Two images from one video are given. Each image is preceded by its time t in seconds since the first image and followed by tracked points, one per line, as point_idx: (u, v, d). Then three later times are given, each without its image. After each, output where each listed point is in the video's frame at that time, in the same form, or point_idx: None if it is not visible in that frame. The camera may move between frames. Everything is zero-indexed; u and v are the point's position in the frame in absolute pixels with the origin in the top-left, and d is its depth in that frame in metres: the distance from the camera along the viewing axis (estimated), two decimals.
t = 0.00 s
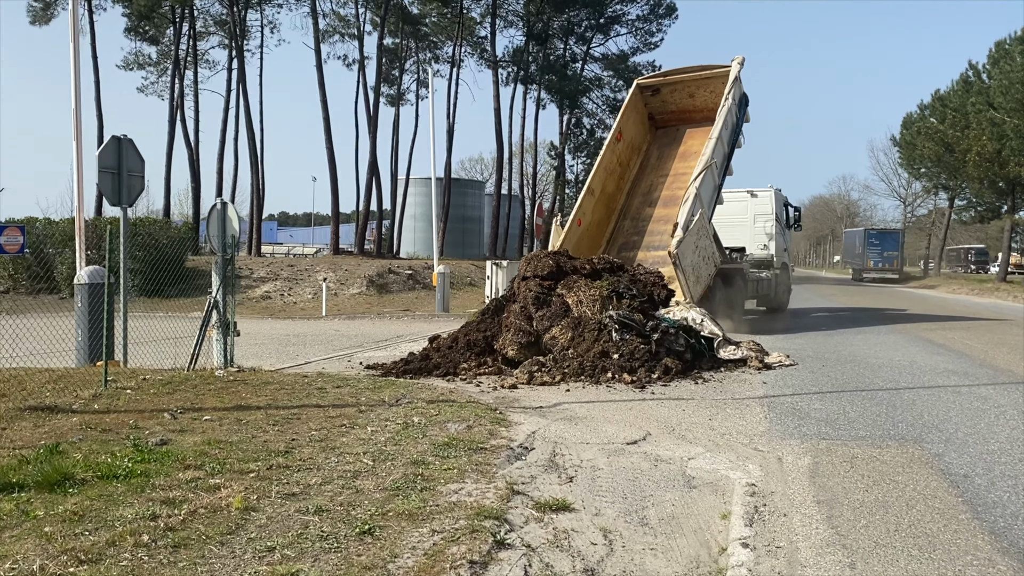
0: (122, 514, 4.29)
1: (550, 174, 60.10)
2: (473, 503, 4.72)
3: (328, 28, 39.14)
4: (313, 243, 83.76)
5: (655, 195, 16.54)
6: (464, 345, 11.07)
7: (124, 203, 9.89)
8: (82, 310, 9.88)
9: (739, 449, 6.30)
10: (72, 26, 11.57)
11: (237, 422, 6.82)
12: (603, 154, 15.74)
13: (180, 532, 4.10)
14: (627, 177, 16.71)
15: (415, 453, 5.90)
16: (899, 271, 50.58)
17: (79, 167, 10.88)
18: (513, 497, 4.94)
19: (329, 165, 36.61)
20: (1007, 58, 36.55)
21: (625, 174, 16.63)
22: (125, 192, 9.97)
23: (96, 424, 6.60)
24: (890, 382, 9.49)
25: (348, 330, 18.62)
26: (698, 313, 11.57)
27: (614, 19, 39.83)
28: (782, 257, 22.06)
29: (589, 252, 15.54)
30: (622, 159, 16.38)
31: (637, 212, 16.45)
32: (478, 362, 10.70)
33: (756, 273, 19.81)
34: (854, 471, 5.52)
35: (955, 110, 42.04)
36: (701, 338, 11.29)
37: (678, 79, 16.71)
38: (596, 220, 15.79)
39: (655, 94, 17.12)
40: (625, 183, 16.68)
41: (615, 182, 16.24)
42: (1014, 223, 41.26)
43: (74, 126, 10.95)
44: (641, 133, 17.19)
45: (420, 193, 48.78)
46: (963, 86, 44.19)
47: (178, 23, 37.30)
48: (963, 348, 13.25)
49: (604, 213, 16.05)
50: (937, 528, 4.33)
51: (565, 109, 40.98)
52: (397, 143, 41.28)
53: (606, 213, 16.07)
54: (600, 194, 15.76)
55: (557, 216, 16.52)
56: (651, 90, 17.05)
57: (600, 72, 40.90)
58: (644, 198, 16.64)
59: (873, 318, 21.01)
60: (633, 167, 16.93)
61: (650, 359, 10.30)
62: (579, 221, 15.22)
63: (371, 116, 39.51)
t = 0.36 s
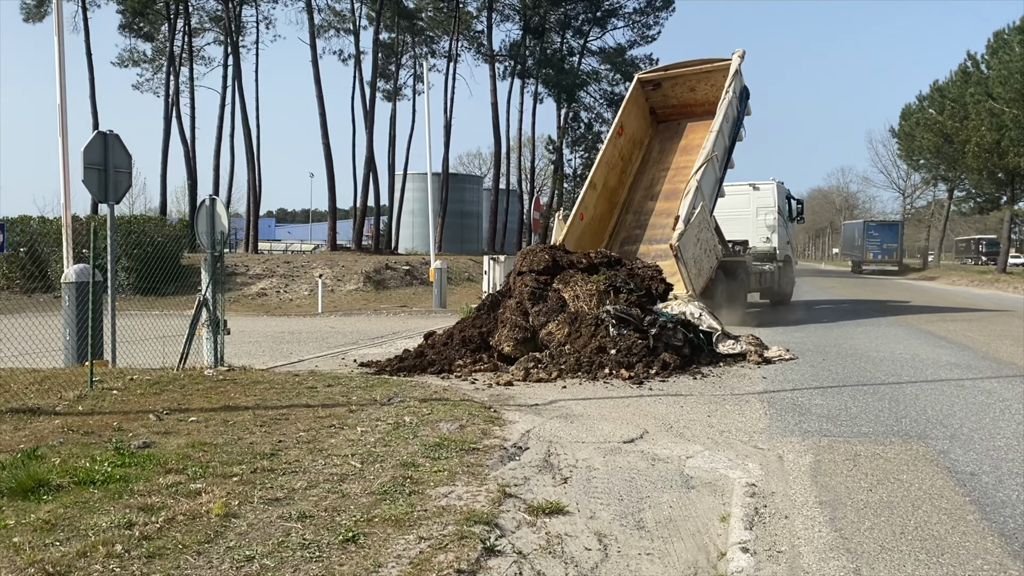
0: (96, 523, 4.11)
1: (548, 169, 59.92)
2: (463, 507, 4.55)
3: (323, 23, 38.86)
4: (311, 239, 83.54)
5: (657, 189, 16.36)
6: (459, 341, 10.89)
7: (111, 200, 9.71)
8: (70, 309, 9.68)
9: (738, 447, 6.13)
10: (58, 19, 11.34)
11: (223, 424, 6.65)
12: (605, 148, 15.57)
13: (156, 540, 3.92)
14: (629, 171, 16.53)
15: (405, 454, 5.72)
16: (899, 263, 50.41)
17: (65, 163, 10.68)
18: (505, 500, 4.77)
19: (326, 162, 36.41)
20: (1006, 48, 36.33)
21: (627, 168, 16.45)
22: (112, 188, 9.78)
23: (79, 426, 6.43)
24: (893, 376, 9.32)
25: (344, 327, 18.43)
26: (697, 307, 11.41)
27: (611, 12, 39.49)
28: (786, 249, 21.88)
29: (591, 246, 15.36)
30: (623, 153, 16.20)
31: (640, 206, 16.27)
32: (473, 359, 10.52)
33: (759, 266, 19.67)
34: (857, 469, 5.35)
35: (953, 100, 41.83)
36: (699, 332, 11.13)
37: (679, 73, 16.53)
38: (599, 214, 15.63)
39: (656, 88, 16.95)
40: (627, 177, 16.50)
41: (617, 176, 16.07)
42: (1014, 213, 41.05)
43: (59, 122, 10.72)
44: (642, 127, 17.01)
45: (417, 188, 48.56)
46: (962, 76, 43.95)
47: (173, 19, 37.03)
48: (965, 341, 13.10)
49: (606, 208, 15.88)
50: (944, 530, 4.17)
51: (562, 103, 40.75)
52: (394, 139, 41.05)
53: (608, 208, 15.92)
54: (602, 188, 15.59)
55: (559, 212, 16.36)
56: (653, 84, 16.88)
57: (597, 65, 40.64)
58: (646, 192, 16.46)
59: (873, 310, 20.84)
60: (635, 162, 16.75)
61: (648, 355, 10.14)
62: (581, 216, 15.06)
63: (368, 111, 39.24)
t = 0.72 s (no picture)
0: (76, 526, 4.01)
1: (547, 163, 59.74)
2: (454, 507, 4.45)
3: (319, 17, 38.64)
4: (309, 235, 83.37)
5: (659, 181, 16.24)
6: (455, 337, 10.78)
7: (100, 196, 9.57)
8: (60, 306, 9.55)
9: (736, 443, 6.03)
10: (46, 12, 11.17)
11: (212, 422, 6.54)
12: (607, 141, 15.46)
13: (136, 545, 3.82)
14: (632, 164, 16.42)
15: (395, 452, 5.61)
16: (898, 254, 50.30)
17: (55, 159, 10.53)
18: (496, 499, 4.67)
19: (323, 157, 36.26)
20: (1005, 37, 36.15)
21: (629, 161, 16.33)
22: (101, 184, 9.63)
23: (65, 426, 6.31)
24: (894, 369, 9.22)
25: (341, 323, 18.30)
26: (694, 301, 11.32)
27: (608, 4, 39.21)
28: (789, 241, 21.78)
29: (593, 239, 15.27)
30: (625, 147, 16.08)
31: (642, 199, 16.16)
32: (469, 354, 10.41)
33: (761, 258, 19.60)
34: (856, 465, 5.26)
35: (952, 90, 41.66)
36: (697, 326, 11.03)
37: (681, 66, 16.40)
38: (601, 208, 15.53)
39: (658, 81, 16.82)
40: (629, 170, 16.38)
41: (620, 170, 15.95)
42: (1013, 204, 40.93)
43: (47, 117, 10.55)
44: (645, 121, 16.88)
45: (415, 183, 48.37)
46: (961, 67, 43.77)
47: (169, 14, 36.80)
48: (965, 332, 12.99)
49: (608, 200, 15.76)
50: (946, 528, 4.06)
51: (560, 96, 40.54)
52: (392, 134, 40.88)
53: (610, 201, 15.81)
54: (604, 181, 15.49)
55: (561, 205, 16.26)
56: (655, 77, 16.76)
57: (596, 58, 40.39)
58: (648, 185, 16.35)
59: (872, 302, 20.73)
60: (637, 154, 16.63)
61: (645, 349, 10.04)
62: (583, 209, 14.96)
63: (365, 106, 39.01)
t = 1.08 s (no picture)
0: (52, 527, 3.93)
1: (546, 155, 59.51)
2: (440, 505, 4.36)
3: (316, 10, 38.44)
4: (309, 229, 83.31)
5: (663, 173, 16.12)
6: (449, 331, 10.68)
7: (90, 190, 9.48)
8: (51, 301, 9.45)
9: (731, 437, 5.94)
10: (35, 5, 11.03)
11: (201, 419, 6.45)
12: (611, 134, 15.32)
13: (113, 546, 3.74)
14: (635, 156, 16.28)
15: (384, 449, 5.52)
16: (899, 245, 50.12)
17: (44, 153, 10.42)
18: (484, 497, 4.58)
19: (322, 151, 36.12)
20: (1006, 26, 35.91)
21: (633, 153, 16.20)
22: (91, 178, 9.54)
23: (51, 423, 6.22)
24: (892, 361, 9.13)
25: (338, 317, 18.20)
26: (691, 293, 11.23)
27: None
28: (792, 233, 21.68)
29: (596, 232, 15.16)
30: (629, 139, 15.94)
31: (646, 191, 16.03)
32: (464, 349, 10.32)
33: (765, 250, 19.53)
34: (852, 459, 5.17)
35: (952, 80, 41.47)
36: (695, 318, 10.94)
37: (685, 58, 16.26)
38: (604, 200, 15.41)
39: (662, 73, 16.66)
40: (633, 162, 16.25)
41: (623, 162, 15.83)
42: (1015, 194, 40.73)
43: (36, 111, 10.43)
44: (648, 113, 16.74)
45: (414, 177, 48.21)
46: (962, 56, 43.50)
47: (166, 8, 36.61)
48: (965, 323, 12.89)
49: (612, 192, 15.64)
50: (943, 524, 3.97)
51: (559, 88, 40.35)
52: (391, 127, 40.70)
53: (614, 193, 15.70)
54: (607, 173, 15.37)
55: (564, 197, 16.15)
56: (659, 69, 16.60)
57: (595, 50, 40.14)
58: (652, 177, 16.23)
59: (873, 292, 20.60)
60: (641, 146, 16.50)
61: (641, 342, 9.93)
62: (586, 201, 14.85)
63: (363, 99, 38.81)
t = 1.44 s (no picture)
0: (40, 524, 3.90)
1: (549, 149, 59.36)
2: (431, 501, 4.32)
3: (318, 4, 38.30)
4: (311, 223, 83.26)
5: (670, 167, 16.05)
6: (448, 325, 10.64)
7: (85, 185, 9.43)
8: (48, 296, 9.42)
9: (727, 431, 5.89)
10: None
11: (195, 414, 6.43)
12: (618, 127, 15.26)
13: (99, 543, 3.71)
14: (642, 149, 16.21)
15: (377, 444, 5.48)
16: (903, 237, 49.91)
17: (40, 149, 10.37)
18: (476, 492, 4.54)
19: (323, 146, 36.07)
20: (1011, 16, 35.63)
21: (640, 147, 16.13)
22: (86, 172, 9.49)
23: (44, 419, 6.20)
24: (892, 353, 9.08)
25: (338, 311, 18.17)
26: (691, 286, 11.18)
27: None
28: (799, 226, 21.60)
29: (602, 224, 15.13)
30: (636, 133, 15.87)
31: (652, 184, 15.97)
32: (462, 343, 10.27)
33: (772, 242, 19.53)
34: (849, 453, 5.12)
35: (956, 70, 41.27)
36: (695, 311, 10.88)
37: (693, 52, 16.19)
38: (611, 193, 15.37)
39: (669, 67, 16.56)
40: (640, 156, 16.19)
41: (630, 155, 15.77)
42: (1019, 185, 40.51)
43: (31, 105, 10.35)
44: (656, 106, 16.65)
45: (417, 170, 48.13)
46: (966, 47, 43.20)
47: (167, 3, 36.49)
48: (967, 315, 12.82)
49: (619, 185, 15.59)
50: (938, 519, 3.92)
51: (561, 81, 40.21)
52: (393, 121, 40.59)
53: (621, 186, 15.65)
54: (614, 166, 15.32)
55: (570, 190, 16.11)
56: (666, 63, 16.50)
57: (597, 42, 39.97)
58: (658, 170, 16.15)
59: (876, 284, 20.52)
60: (648, 140, 16.42)
61: (640, 335, 9.88)
62: (593, 194, 14.82)
63: (365, 92, 38.70)
